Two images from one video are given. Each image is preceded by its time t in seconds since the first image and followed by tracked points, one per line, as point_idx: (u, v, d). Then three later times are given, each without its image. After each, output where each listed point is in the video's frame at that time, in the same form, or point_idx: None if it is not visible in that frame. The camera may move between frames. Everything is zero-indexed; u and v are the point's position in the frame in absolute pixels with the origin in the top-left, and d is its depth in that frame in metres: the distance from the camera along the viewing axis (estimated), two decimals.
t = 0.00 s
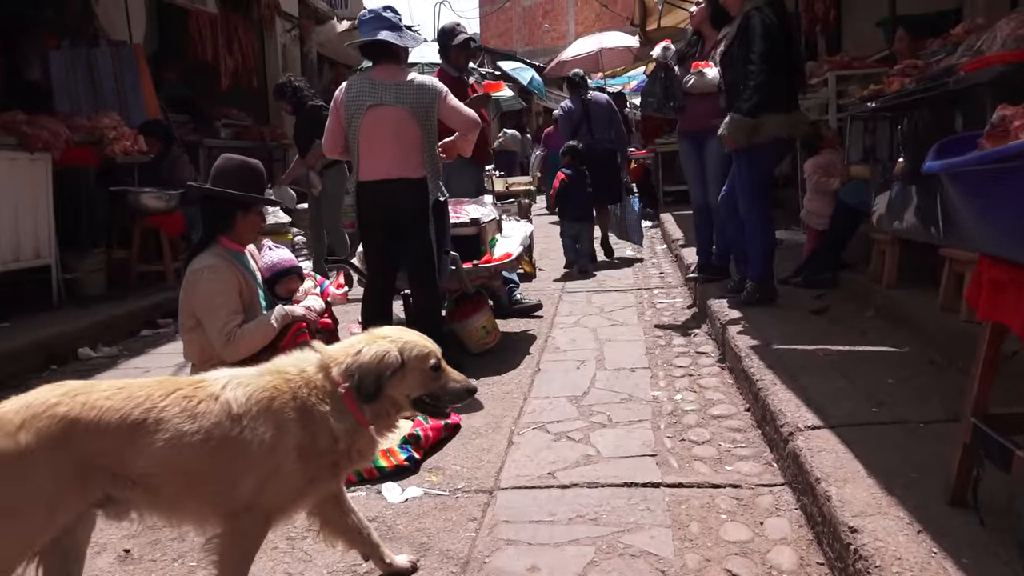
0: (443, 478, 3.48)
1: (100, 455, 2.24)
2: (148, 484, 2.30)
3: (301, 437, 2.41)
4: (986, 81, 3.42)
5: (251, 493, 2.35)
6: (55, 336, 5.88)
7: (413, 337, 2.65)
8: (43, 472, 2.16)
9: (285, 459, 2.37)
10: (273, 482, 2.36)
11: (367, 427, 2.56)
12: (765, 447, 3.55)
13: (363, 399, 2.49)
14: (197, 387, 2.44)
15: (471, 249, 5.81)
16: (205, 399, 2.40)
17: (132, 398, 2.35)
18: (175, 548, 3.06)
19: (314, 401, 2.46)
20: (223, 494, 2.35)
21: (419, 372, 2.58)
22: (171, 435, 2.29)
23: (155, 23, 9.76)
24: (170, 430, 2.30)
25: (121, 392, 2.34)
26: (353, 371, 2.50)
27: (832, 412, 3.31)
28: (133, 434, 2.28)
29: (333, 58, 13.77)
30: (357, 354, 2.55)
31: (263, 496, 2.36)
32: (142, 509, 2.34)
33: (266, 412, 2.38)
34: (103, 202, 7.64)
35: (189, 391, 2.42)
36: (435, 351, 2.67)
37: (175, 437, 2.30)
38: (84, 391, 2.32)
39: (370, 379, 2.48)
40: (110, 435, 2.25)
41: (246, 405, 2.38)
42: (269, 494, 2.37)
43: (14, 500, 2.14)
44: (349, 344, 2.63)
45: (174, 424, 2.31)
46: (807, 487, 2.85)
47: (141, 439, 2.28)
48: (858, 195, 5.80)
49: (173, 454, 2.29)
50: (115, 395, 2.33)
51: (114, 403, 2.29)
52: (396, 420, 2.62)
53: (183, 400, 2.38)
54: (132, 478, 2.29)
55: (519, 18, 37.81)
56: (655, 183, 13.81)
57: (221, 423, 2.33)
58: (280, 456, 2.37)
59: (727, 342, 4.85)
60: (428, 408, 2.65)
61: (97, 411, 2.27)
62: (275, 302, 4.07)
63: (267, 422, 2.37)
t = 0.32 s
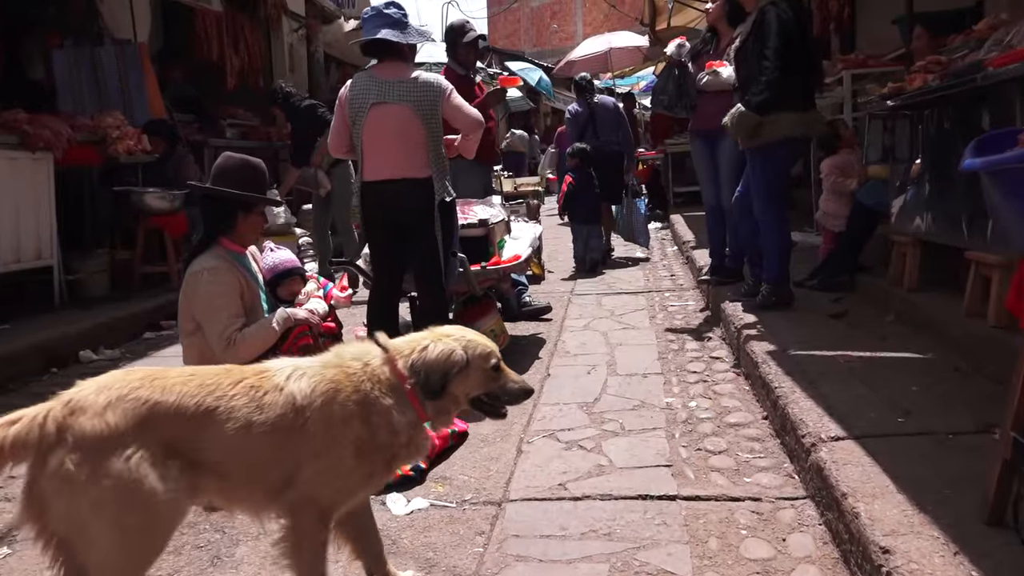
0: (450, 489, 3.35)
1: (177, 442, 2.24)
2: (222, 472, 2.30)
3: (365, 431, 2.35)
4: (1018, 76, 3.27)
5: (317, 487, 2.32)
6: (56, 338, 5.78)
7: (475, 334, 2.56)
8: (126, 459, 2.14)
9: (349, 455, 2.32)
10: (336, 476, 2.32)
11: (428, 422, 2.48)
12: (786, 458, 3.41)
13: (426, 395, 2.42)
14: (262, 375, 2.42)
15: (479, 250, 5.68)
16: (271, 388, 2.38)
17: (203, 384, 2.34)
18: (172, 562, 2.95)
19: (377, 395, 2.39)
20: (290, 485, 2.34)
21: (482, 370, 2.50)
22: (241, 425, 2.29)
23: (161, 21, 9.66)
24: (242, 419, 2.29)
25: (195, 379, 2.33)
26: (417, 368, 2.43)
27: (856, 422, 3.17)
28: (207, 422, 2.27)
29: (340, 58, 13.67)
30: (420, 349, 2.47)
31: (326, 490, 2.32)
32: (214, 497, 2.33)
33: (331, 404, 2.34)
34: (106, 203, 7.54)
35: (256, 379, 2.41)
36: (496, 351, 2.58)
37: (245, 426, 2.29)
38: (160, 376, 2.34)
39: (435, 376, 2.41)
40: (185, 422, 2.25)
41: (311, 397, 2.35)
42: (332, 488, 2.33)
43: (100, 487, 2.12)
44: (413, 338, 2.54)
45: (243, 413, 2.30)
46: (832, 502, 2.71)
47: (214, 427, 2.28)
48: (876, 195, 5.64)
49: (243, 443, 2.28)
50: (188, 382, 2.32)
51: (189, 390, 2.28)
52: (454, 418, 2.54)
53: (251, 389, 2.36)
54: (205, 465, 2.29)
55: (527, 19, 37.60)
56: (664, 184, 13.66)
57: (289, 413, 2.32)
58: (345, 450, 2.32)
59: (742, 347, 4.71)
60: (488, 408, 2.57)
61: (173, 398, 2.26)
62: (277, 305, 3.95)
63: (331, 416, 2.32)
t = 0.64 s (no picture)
0: (447, 493, 3.23)
1: (231, 442, 2.16)
2: (280, 468, 2.23)
3: (419, 418, 2.34)
4: None
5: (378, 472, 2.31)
6: (43, 333, 5.63)
7: (508, 318, 2.59)
8: (186, 462, 2.04)
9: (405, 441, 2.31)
10: (395, 462, 2.32)
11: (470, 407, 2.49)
12: (794, 461, 3.29)
13: (463, 379, 2.45)
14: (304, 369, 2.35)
15: (477, 244, 5.54)
16: (314, 381, 2.30)
17: (245, 381, 2.25)
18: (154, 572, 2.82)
19: (424, 380, 2.38)
20: (349, 475, 2.30)
21: (516, 354, 2.54)
22: (289, 421, 2.21)
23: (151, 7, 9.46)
24: (295, 413, 2.22)
25: (238, 376, 2.24)
26: (455, 352, 2.45)
27: (868, 424, 3.05)
28: (259, 419, 2.19)
29: (335, 46, 13.46)
30: (457, 333, 2.49)
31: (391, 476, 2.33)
32: (271, 495, 2.27)
33: (381, 392, 2.31)
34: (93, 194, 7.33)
35: (298, 372, 2.33)
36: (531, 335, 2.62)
37: (293, 422, 2.21)
38: (199, 375, 2.24)
39: (471, 360, 2.44)
40: (236, 422, 2.16)
41: (360, 386, 2.30)
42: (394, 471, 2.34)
43: (168, 493, 2.03)
44: (449, 322, 2.56)
45: (290, 409, 2.22)
46: (846, 511, 2.60)
47: (264, 425, 2.20)
48: (882, 188, 5.57)
49: (295, 438, 2.21)
50: (232, 380, 2.23)
51: (235, 388, 2.19)
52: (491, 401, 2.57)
53: (295, 384, 2.28)
54: (254, 465, 2.20)
55: (523, 8, 37.15)
56: (663, 175, 13.52)
57: (339, 404, 2.26)
58: (401, 435, 2.32)
59: (746, 343, 4.59)
60: (522, 392, 2.61)
61: (219, 397, 2.17)
62: (266, 301, 3.81)
63: (384, 404, 2.30)
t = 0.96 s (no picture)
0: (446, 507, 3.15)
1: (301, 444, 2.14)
2: (350, 472, 2.20)
3: (483, 413, 2.41)
4: None
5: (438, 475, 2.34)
6: (31, 334, 5.50)
7: (553, 322, 2.60)
8: (252, 461, 2.06)
9: (471, 436, 2.38)
10: (459, 459, 2.38)
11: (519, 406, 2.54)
12: (805, 473, 3.18)
13: (506, 379, 2.47)
14: (373, 371, 2.36)
15: (476, 245, 5.41)
16: (389, 382, 2.32)
17: (317, 384, 2.24)
18: None
19: (484, 377, 2.44)
20: (413, 477, 2.30)
21: (559, 357, 2.53)
22: (369, 422, 2.22)
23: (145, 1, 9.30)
24: (367, 415, 2.22)
25: (308, 379, 2.23)
26: (498, 353, 2.48)
27: (883, 436, 2.94)
28: (330, 420, 2.18)
29: (332, 42, 13.30)
30: (501, 334, 2.52)
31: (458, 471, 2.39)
32: (339, 497, 2.23)
33: (444, 394, 2.35)
34: (86, 191, 7.25)
35: (362, 373, 2.34)
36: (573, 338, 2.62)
37: (371, 425, 2.22)
38: (267, 378, 2.21)
39: (513, 360, 2.46)
40: (312, 425, 2.15)
41: (425, 389, 2.33)
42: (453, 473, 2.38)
43: (225, 493, 2.05)
44: (493, 325, 2.60)
45: (370, 411, 2.23)
46: (864, 530, 2.49)
47: (340, 426, 2.18)
48: (889, 188, 5.52)
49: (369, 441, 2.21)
50: (299, 380, 2.23)
51: (305, 391, 2.17)
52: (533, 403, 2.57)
53: (370, 385, 2.29)
54: (333, 467, 2.18)
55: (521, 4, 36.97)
56: (663, 172, 13.40)
57: (410, 407, 2.28)
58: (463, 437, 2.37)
59: (753, 348, 4.48)
60: (566, 396, 2.60)
61: (288, 398, 2.16)
62: (259, 305, 3.68)
63: (451, 402, 2.35)
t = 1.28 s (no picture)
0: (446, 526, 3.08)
1: (369, 444, 2.18)
2: (413, 472, 2.23)
3: (529, 409, 2.43)
4: None
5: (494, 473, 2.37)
6: (23, 343, 5.38)
7: (593, 321, 2.55)
8: (320, 466, 2.11)
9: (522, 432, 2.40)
10: (512, 455, 2.40)
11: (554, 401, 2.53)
12: (819, 492, 3.07)
13: (540, 374, 2.46)
14: (427, 369, 2.39)
15: (477, 253, 5.31)
16: (445, 380, 2.35)
17: (379, 383, 2.27)
18: None
19: (526, 373, 2.45)
20: (470, 474, 2.33)
21: (593, 356, 2.48)
22: (429, 421, 2.23)
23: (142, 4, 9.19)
24: (429, 412, 2.25)
25: (371, 379, 2.26)
26: (532, 349, 2.47)
27: (901, 455, 2.83)
28: (396, 420, 2.21)
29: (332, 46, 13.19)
30: (536, 330, 2.51)
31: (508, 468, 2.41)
32: (402, 496, 2.26)
33: (497, 388, 2.39)
34: (82, 196, 7.16)
35: (419, 370, 2.38)
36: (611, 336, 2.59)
37: (429, 422, 2.23)
38: (334, 380, 2.25)
39: (546, 357, 2.45)
40: (376, 425, 2.18)
41: (479, 385, 2.36)
42: (508, 471, 2.42)
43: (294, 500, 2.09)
44: (531, 321, 2.59)
45: (434, 405, 2.26)
46: (884, 555, 2.39)
47: (404, 425, 2.21)
48: (898, 195, 5.32)
49: (431, 439, 2.23)
50: (366, 380, 2.26)
51: (373, 392, 2.21)
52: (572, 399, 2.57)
53: (429, 382, 2.32)
54: (395, 466, 2.21)
55: (522, 10, 36.89)
56: (665, 178, 13.32)
57: (471, 403, 2.31)
58: (518, 433, 2.41)
59: (760, 359, 4.37)
60: (597, 395, 2.53)
61: (357, 401, 2.19)
62: (253, 316, 3.59)
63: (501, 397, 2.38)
